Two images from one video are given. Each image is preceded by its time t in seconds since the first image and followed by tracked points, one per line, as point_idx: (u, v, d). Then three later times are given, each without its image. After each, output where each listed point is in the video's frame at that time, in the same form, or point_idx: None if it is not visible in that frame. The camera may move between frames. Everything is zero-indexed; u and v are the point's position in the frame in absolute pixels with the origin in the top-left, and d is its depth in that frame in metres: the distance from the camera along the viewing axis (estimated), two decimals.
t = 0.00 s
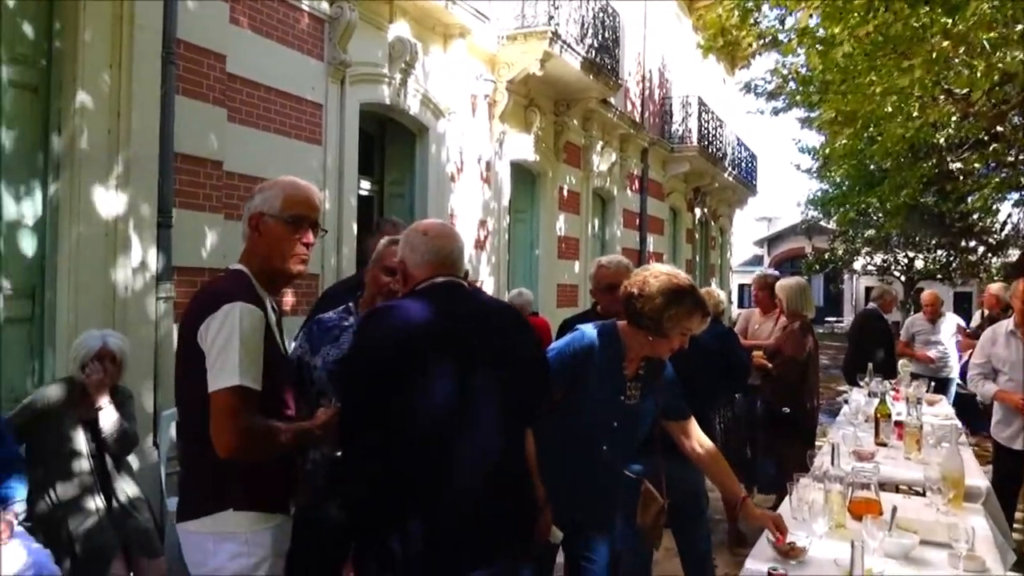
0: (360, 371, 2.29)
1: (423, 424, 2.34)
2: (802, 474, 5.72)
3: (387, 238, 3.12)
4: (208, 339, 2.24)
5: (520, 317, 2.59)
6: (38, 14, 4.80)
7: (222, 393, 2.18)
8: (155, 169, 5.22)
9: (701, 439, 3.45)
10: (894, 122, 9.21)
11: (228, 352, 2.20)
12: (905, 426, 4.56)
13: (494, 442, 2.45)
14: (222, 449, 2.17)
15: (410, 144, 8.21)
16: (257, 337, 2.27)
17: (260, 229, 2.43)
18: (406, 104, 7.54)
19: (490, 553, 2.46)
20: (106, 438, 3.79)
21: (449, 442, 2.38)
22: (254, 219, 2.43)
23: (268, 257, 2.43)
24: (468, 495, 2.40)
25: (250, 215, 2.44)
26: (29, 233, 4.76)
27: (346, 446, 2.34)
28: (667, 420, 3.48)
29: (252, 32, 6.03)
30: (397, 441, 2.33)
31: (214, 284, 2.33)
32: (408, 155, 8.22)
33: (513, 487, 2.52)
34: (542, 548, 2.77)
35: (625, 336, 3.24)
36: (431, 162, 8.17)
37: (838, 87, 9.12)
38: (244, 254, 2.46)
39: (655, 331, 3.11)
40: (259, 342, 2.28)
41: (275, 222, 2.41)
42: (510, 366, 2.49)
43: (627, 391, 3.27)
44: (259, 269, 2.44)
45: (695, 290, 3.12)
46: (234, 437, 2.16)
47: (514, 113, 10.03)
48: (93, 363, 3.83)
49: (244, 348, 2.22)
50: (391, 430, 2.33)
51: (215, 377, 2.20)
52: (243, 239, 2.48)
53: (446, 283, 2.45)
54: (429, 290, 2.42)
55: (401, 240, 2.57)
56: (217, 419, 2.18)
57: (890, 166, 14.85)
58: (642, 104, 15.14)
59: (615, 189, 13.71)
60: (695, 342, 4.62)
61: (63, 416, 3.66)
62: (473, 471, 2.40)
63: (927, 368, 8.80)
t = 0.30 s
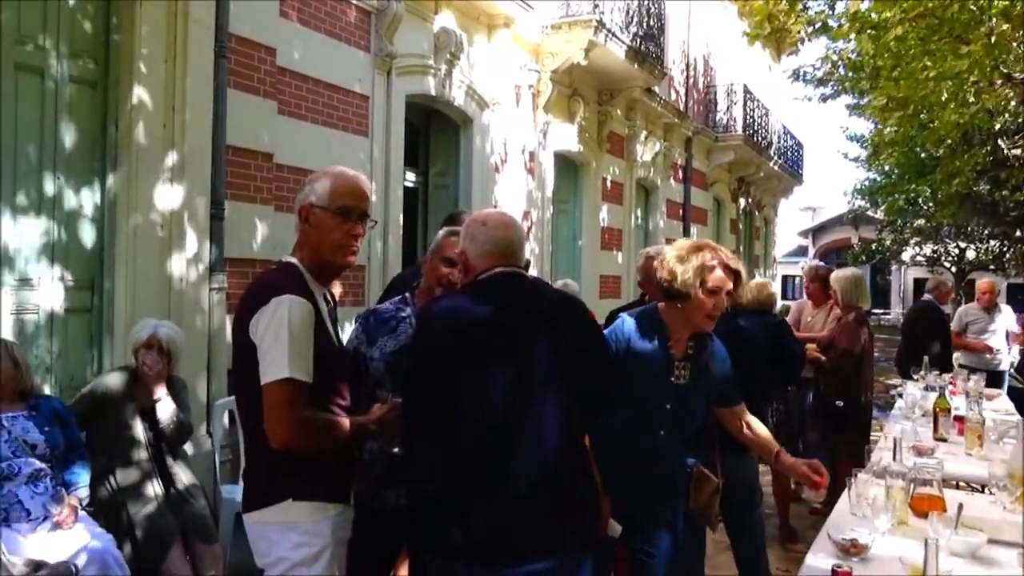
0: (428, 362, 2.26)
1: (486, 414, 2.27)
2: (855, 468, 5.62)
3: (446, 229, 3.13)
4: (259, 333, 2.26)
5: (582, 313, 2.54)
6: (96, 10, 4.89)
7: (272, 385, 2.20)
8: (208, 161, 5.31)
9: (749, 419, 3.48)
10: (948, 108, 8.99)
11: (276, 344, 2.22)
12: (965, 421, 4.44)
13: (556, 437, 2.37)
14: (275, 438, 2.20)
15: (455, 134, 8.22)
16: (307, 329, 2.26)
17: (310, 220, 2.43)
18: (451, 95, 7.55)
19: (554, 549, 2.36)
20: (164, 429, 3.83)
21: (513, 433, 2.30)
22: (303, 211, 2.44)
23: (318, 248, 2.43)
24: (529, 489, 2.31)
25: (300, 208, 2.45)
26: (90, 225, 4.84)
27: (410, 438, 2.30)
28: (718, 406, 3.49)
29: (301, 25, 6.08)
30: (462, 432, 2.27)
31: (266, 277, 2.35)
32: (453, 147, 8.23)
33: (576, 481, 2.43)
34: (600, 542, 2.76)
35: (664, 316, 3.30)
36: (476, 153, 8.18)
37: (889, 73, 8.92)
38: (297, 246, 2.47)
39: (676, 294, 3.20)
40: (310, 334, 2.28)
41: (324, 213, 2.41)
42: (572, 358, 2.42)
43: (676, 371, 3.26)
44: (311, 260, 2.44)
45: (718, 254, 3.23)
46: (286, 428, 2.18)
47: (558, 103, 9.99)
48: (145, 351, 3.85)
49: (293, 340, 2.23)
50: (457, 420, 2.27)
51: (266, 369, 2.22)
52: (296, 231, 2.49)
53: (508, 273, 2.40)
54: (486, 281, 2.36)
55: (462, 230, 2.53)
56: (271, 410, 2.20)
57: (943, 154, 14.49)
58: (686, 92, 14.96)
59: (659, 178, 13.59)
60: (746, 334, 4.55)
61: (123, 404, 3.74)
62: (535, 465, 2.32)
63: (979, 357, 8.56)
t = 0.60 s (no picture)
0: (462, 365, 2.27)
1: (513, 419, 2.24)
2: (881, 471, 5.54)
3: (472, 231, 3.14)
4: (285, 331, 2.26)
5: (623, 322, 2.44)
6: (122, 12, 4.92)
7: (298, 382, 2.19)
8: (231, 161, 5.32)
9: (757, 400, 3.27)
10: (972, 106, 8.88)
11: (303, 341, 2.21)
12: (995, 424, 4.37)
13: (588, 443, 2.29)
14: (301, 437, 2.19)
15: (475, 134, 8.21)
16: (334, 327, 2.26)
17: (341, 218, 2.43)
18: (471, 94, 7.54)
19: (582, 556, 2.31)
20: (189, 429, 3.83)
21: (542, 440, 2.25)
22: (333, 209, 2.44)
23: (347, 247, 2.42)
24: (561, 495, 2.26)
25: (329, 206, 2.46)
26: (115, 225, 4.89)
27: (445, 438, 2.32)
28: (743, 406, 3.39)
29: (322, 25, 6.09)
30: (488, 435, 2.26)
31: (292, 277, 2.34)
32: (472, 146, 8.22)
33: (611, 492, 2.36)
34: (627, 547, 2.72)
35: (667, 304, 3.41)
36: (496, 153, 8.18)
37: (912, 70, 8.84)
38: (325, 247, 2.46)
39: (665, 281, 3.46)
40: (336, 333, 2.28)
41: (355, 210, 2.41)
42: (608, 363, 2.33)
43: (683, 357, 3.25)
44: (341, 260, 2.43)
45: (674, 238, 3.39)
46: (312, 428, 2.18)
47: (578, 102, 9.96)
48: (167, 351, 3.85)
49: (320, 337, 2.22)
50: (479, 422, 2.26)
51: (292, 367, 2.21)
52: (325, 231, 2.49)
53: (541, 276, 2.36)
54: (515, 283, 2.33)
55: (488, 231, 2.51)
56: (297, 408, 2.19)
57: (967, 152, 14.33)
58: (705, 90, 14.88)
59: (678, 177, 13.52)
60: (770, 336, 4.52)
61: (148, 403, 3.76)
62: (566, 472, 2.26)
63: (995, 357, 8.43)
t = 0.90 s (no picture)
0: (490, 365, 2.26)
1: (541, 420, 2.23)
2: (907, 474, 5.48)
3: (494, 231, 3.12)
4: (317, 330, 2.26)
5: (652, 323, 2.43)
6: (146, 14, 4.95)
7: (332, 380, 2.19)
8: (254, 162, 5.35)
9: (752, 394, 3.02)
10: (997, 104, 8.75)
11: (337, 340, 2.21)
12: None
13: (615, 446, 2.28)
14: (333, 434, 2.19)
15: (495, 134, 8.21)
16: (366, 327, 2.26)
17: (375, 220, 2.41)
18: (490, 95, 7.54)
19: (612, 558, 2.29)
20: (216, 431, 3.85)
21: (570, 440, 2.24)
22: (369, 210, 2.42)
23: (383, 248, 2.41)
24: (593, 498, 2.24)
25: (365, 206, 2.44)
26: (140, 226, 4.92)
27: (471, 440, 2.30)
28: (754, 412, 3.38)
29: (344, 26, 6.11)
30: (516, 434, 2.24)
31: (322, 277, 2.34)
32: (492, 146, 8.22)
33: (637, 495, 2.34)
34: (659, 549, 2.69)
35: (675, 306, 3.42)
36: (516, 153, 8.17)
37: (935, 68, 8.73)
38: (356, 248, 2.45)
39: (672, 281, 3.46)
40: (368, 332, 2.28)
41: (393, 212, 2.40)
42: (636, 364, 2.31)
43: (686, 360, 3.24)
44: (372, 260, 2.43)
45: (675, 234, 3.35)
46: (345, 426, 2.18)
47: (597, 102, 9.94)
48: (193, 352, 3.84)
49: (353, 336, 2.22)
50: (506, 422, 2.25)
51: (326, 366, 2.21)
52: (357, 231, 2.47)
53: (568, 278, 2.35)
54: (545, 284, 2.32)
55: (516, 231, 2.50)
56: (330, 407, 2.19)
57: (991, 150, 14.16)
58: (725, 89, 14.81)
59: (698, 177, 13.46)
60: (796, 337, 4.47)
61: (175, 402, 3.78)
62: (594, 473, 2.25)
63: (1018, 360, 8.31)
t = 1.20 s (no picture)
0: (512, 359, 2.27)
1: (563, 416, 2.23)
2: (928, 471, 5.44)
3: (513, 223, 3.06)
4: (357, 324, 2.26)
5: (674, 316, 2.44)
6: (166, 9, 4.97)
7: (373, 374, 2.20)
8: (273, 156, 5.36)
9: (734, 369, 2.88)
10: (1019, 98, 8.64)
11: (377, 335, 2.21)
12: None
13: (639, 442, 2.28)
14: (375, 427, 2.18)
15: (511, 128, 8.19)
16: (404, 321, 2.27)
17: (423, 217, 2.39)
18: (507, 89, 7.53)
19: (637, 555, 2.29)
20: (240, 427, 3.86)
21: (596, 435, 2.24)
22: (414, 205, 2.39)
23: (419, 243, 2.41)
24: (616, 493, 2.24)
25: (410, 201, 2.40)
26: (160, 220, 4.95)
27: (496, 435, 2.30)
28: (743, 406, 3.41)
29: (362, 21, 6.11)
30: (540, 429, 2.24)
31: (357, 270, 2.34)
32: (509, 140, 8.21)
33: (662, 489, 2.34)
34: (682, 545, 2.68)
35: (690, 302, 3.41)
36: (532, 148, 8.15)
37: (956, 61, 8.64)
38: (387, 240, 2.44)
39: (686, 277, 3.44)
40: (406, 327, 2.28)
41: (440, 212, 2.40)
42: (659, 359, 2.30)
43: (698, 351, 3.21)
44: (403, 253, 2.41)
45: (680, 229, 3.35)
46: (384, 420, 2.18)
47: (614, 96, 9.90)
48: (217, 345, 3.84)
49: (393, 330, 2.23)
50: (527, 417, 2.26)
51: (366, 361, 2.21)
52: (393, 222, 2.44)
53: (591, 274, 2.34)
54: (566, 279, 2.32)
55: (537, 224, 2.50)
56: (369, 402, 2.20)
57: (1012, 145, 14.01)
58: (742, 83, 14.72)
59: (714, 172, 13.39)
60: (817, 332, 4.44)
61: (195, 395, 3.80)
62: (619, 468, 2.25)
63: None
